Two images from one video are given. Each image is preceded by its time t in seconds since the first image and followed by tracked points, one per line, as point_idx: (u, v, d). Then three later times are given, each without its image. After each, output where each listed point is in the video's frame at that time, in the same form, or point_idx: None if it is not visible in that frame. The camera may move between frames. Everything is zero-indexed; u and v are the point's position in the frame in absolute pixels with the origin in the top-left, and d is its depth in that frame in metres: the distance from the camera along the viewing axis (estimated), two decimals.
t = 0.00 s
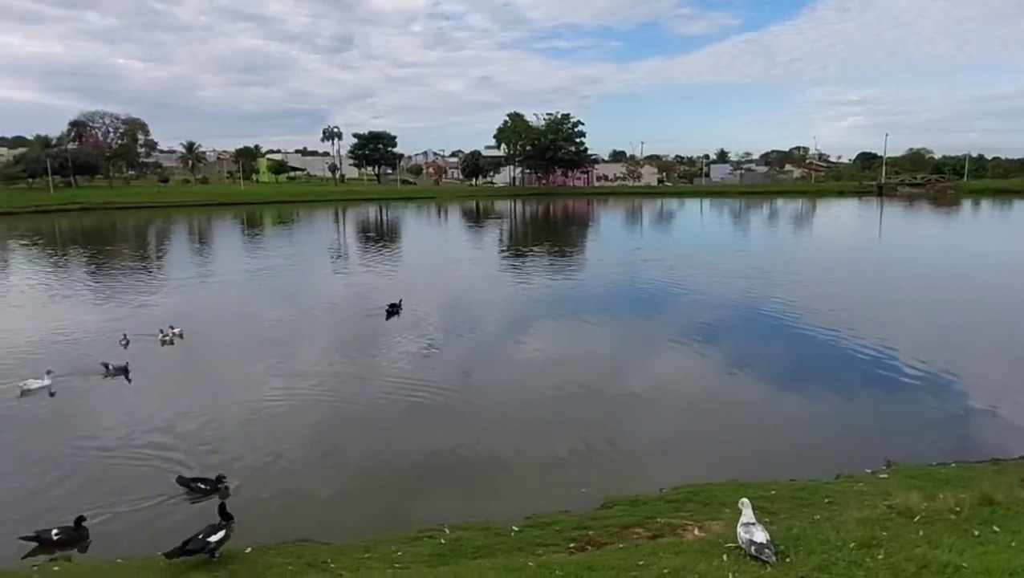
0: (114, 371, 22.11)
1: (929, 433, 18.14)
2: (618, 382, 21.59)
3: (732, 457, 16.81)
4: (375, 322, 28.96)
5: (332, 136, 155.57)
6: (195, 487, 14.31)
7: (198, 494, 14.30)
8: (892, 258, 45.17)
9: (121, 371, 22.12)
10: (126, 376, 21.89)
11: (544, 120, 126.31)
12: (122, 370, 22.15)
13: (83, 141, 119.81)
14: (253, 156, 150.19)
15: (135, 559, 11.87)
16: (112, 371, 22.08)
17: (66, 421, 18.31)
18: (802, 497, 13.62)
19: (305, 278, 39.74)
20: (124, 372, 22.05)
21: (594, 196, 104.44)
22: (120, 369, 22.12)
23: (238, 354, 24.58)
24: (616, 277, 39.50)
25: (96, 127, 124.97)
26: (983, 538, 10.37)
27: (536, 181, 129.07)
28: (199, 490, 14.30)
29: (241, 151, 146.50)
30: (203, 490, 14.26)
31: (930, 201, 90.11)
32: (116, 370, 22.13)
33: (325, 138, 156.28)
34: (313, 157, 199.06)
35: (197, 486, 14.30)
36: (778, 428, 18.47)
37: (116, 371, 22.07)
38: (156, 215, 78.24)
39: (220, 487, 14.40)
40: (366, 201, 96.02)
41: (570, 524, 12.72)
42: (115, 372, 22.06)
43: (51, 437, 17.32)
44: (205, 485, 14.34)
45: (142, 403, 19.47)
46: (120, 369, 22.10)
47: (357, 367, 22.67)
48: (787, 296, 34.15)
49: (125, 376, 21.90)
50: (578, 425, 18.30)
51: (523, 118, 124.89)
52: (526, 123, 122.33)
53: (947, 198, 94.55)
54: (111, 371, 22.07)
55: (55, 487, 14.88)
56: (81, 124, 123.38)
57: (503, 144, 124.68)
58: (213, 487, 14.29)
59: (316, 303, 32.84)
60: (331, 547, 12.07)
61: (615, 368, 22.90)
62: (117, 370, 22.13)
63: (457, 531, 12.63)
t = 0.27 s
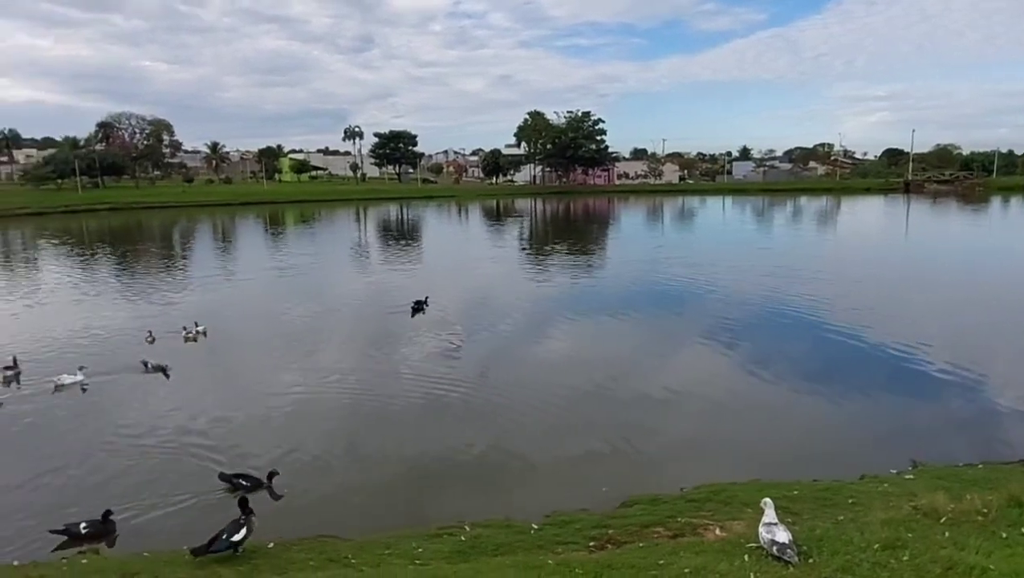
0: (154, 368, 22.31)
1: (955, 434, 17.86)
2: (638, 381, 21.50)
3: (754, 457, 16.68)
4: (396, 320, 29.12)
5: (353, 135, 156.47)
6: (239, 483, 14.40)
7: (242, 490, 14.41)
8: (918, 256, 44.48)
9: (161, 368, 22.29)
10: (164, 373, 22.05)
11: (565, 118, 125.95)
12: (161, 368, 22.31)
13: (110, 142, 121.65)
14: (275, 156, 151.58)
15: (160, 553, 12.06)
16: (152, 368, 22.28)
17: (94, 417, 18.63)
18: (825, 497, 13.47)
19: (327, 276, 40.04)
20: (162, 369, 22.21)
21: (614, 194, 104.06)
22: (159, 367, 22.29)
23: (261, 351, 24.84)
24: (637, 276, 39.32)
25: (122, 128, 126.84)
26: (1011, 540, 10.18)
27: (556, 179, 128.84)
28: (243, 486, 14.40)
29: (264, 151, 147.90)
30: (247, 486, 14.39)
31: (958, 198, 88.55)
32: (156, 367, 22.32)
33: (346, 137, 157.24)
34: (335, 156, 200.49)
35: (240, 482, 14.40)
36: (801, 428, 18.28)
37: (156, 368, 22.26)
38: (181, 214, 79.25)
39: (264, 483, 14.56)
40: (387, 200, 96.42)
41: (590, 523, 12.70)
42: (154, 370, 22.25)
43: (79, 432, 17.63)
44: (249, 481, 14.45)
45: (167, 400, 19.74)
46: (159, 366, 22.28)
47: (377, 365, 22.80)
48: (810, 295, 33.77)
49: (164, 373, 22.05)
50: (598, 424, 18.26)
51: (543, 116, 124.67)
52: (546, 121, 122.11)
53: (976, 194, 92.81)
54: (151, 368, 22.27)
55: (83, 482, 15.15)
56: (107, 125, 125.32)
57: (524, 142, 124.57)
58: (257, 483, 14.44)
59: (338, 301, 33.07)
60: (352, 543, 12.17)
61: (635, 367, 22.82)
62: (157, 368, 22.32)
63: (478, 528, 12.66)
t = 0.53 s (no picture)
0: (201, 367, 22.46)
1: (995, 436, 17.40)
2: (668, 381, 21.34)
3: (786, 458, 16.45)
4: (425, 319, 29.28)
5: (383, 136, 157.70)
6: (291, 481, 14.61)
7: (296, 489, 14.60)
8: (957, 254, 43.41)
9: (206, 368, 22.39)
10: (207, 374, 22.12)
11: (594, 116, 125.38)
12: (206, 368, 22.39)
13: (147, 144, 124.19)
14: (307, 156, 153.41)
15: (196, 547, 12.30)
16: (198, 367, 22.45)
17: (132, 412, 19.07)
18: (859, 499, 13.24)
19: (357, 275, 40.41)
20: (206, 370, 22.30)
21: (644, 192, 103.34)
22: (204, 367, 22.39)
23: (293, 349, 25.18)
24: (667, 274, 39.03)
25: (158, 130, 129.47)
26: None
27: (585, 178, 128.34)
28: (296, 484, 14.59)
29: (295, 152, 149.79)
30: (300, 483, 14.59)
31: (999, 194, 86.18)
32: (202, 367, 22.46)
33: (376, 137, 158.52)
34: (366, 156, 202.22)
35: (293, 479, 14.61)
36: (834, 429, 17.98)
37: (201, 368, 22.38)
38: (215, 215, 80.62)
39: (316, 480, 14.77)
40: (416, 200, 96.98)
41: (619, 522, 12.65)
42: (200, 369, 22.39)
43: (118, 428, 18.07)
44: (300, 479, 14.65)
45: (203, 397, 20.12)
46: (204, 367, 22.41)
47: (407, 364, 22.96)
48: (843, 293, 33.18)
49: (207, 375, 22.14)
50: (627, 424, 18.17)
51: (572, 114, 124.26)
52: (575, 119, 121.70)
53: (1018, 190, 90.27)
54: (197, 367, 22.44)
55: (122, 476, 15.52)
56: (144, 127, 128.04)
57: (552, 141, 124.31)
58: (309, 480, 14.65)
59: (368, 300, 33.37)
60: (383, 539, 12.29)
61: (665, 366, 22.65)
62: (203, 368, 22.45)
63: (507, 526, 12.69)
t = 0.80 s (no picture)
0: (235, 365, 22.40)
1: None
2: (691, 379, 21.20)
3: (811, 458, 16.27)
4: (448, 316, 29.41)
5: (405, 134, 158.44)
6: (332, 478, 14.73)
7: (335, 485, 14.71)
8: (988, 251, 42.56)
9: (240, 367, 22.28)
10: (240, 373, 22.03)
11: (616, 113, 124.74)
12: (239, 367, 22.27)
13: (174, 144, 125.97)
14: (330, 155, 154.59)
15: (221, 541, 12.48)
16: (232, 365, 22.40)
17: (159, 408, 19.39)
18: (886, 500, 13.06)
19: (380, 273, 40.66)
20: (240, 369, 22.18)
21: (666, 190, 102.68)
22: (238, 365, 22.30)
23: (316, 346, 25.44)
24: (690, 272, 38.73)
25: (185, 130, 131.30)
26: None
27: (607, 175, 127.83)
28: (337, 480, 14.71)
29: (318, 151, 151.03)
30: (340, 480, 14.70)
31: None
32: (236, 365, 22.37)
33: (399, 135, 159.22)
34: (388, 155, 203.19)
35: (334, 476, 14.74)
36: (861, 429, 17.74)
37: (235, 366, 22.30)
38: (240, 214, 81.59)
39: (356, 478, 14.88)
40: (438, 198, 97.30)
41: (641, 520, 12.60)
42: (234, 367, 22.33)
43: (146, 424, 18.38)
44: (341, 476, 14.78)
45: (229, 393, 20.38)
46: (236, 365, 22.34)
47: (429, 361, 23.06)
48: (870, 292, 32.71)
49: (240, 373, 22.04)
50: (650, 422, 18.09)
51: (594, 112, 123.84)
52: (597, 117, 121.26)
53: None
54: (232, 365, 22.39)
55: (149, 472, 15.80)
56: (171, 127, 129.87)
57: (575, 138, 123.98)
58: (349, 478, 14.77)
59: (391, 298, 33.56)
60: (405, 535, 12.38)
61: (688, 365, 22.49)
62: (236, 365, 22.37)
63: (529, 523, 12.71)
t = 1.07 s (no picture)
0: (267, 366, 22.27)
1: None
2: (712, 379, 21.04)
3: (834, 459, 16.09)
4: (467, 314, 29.47)
5: (426, 133, 158.89)
6: (370, 475, 14.80)
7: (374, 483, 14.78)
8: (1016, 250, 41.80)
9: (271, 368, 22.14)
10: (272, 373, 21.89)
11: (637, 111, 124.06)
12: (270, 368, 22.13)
13: (197, 144, 127.40)
14: (351, 155, 155.54)
15: (244, 535, 12.62)
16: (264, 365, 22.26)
17: (183, 404, 19.64)
18: (910, 502, 12.89)
19: (401, 271, 40.80)
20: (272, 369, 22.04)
21: (688, 188, 102.00)
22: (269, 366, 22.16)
23: (337, 343, 25.62)
24: (711, 271, 38.44)
25: (209, 130, 132.82)
26: None
27: (628, 174, 127.21)
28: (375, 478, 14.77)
29: (339, 150, 152.01)
30: (378, 478, 14.76)
31: None
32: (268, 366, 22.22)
33: (419, 134, 159.71)
34: (408, 154, 203.87)
35: (371, 473, 14.80)
36: (885, 431, 17.50)
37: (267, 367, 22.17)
38: (262, 213, 82.31)
39: (394, 476, 14.90)
40: (458, 196, 97.49)
41: (661, 520, 12.54)
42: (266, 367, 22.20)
43: (170, 419, 18.63)
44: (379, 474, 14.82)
45: (252, 390, 20.57)
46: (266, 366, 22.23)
47: (449, 359, 23.09)
48: (895, 291, 32.26)
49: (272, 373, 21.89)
50: (670, 422, 17.99)
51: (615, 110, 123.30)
52: (618, 115, 120.71)
53: None
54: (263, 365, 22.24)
55: (173, 466, 16.00)
56: (195, 127, 131.41)
57: (595, 137, 123.53)
58: (387, 475, 14.82)
59: (411, 296, 33.66)
60: (425, 531, 12.44)
61: (709, 365, 22.32)
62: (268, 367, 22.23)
63: (548, 521, 12.71)
